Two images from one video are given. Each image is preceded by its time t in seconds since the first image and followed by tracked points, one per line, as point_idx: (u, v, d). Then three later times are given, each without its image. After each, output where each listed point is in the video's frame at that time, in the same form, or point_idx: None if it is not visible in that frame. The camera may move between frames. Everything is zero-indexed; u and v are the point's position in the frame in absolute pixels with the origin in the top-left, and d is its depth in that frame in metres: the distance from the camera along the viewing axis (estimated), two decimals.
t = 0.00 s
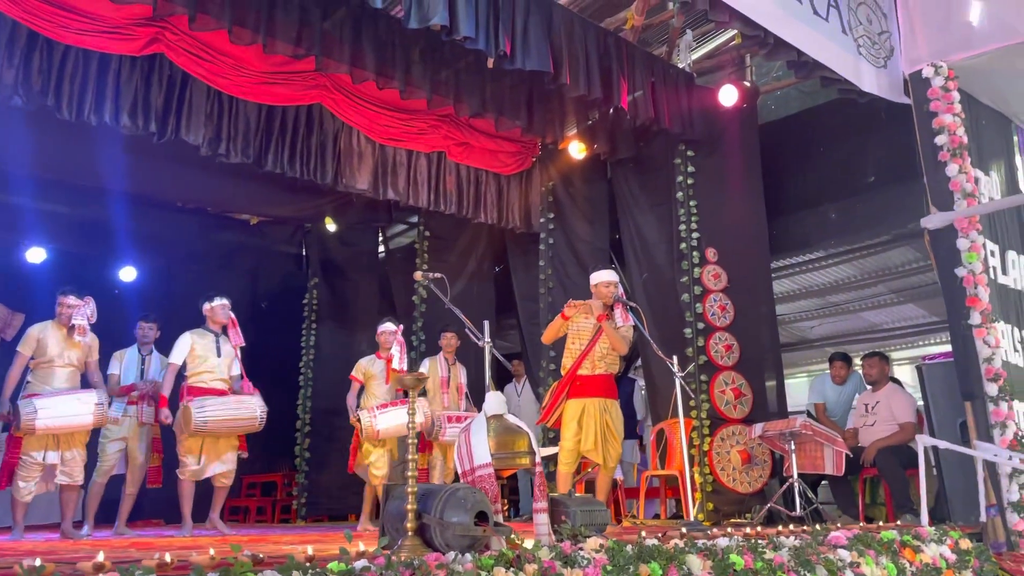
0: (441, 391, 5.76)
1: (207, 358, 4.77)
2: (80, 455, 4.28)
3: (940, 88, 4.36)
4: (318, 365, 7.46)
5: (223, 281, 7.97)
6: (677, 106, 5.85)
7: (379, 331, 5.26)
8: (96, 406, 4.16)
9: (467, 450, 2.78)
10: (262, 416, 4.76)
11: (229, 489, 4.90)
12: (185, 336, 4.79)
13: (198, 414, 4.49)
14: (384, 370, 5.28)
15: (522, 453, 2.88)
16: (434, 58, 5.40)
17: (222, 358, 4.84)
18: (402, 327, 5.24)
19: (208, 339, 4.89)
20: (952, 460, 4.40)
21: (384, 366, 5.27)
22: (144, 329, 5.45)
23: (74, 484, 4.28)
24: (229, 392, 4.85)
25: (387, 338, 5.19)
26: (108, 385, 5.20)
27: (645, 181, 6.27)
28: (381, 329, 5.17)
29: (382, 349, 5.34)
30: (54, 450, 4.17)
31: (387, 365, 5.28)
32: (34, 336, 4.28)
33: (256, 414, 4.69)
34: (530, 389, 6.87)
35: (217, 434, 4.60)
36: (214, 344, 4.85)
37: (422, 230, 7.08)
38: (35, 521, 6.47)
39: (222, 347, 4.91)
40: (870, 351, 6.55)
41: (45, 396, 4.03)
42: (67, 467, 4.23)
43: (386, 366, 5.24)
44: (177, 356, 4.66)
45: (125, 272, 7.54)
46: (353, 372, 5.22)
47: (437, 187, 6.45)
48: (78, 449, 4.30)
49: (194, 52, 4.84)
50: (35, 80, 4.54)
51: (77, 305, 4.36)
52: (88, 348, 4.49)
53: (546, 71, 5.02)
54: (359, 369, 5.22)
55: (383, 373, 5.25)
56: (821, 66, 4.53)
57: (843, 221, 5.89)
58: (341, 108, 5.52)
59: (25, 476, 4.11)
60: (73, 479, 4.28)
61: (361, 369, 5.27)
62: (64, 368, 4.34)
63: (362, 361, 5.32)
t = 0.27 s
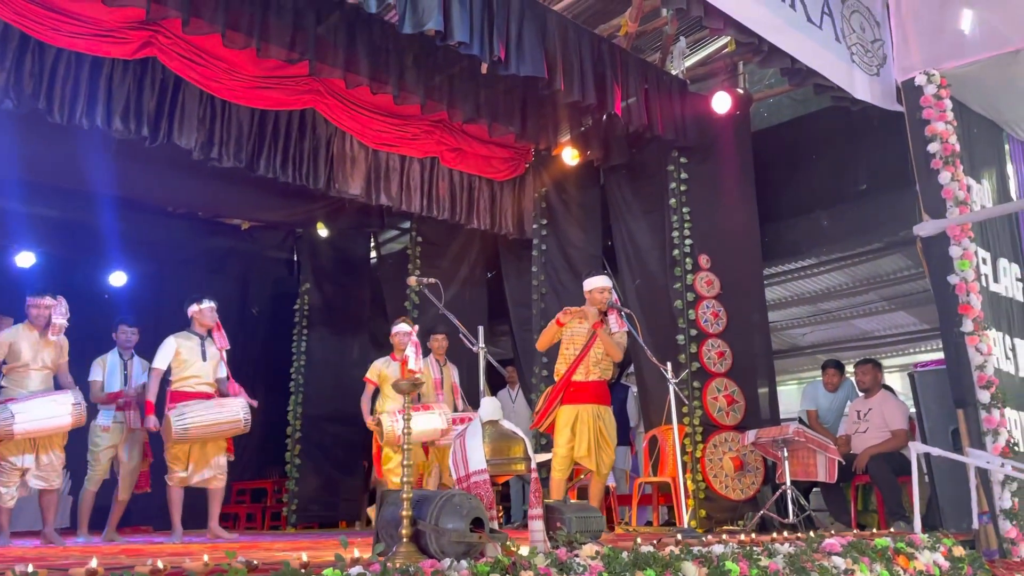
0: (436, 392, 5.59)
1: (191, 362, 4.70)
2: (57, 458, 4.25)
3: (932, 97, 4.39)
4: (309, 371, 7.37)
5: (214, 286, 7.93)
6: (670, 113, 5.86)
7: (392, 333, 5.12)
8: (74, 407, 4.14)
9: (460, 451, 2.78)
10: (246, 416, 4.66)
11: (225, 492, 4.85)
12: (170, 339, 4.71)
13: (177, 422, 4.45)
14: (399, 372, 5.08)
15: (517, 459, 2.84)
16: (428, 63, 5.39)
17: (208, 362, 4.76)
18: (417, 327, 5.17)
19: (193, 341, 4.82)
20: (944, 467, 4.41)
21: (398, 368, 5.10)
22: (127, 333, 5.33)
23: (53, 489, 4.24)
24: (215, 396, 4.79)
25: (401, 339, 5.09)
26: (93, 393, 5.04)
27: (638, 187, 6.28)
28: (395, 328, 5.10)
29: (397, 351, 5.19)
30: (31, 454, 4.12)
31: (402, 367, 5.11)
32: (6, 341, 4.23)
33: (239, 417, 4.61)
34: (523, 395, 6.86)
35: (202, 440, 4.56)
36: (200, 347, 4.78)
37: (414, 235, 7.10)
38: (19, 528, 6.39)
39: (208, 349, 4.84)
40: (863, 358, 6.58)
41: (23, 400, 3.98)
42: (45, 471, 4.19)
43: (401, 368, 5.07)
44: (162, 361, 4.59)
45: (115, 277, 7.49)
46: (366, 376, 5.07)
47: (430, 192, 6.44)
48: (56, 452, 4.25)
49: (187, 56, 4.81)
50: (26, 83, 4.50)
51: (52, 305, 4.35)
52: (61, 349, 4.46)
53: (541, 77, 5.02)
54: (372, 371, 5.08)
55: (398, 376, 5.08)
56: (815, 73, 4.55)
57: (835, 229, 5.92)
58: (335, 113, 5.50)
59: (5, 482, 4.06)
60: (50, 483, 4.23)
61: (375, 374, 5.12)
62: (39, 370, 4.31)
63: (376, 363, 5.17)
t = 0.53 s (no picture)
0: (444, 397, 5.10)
1: (193, 367, 4.69)
2: (56, 461, 4.24)
3: (931, 102, 4.39)
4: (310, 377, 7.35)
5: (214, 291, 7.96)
6: (669, 119, 5.87)
7: (410, 332, 4.79)
8: (72, 409, 4.16)
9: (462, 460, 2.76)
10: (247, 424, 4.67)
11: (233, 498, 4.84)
12: (172, 345, 4.70)
13: (176, 428, 4.47)
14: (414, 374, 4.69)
15: (517, 465, 2.89)
16: (428, 70, 5.41)
17: (209, 367, 4.75)
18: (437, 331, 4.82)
19: (195, 347, 4.80)
20: (944, 472, 4.41)
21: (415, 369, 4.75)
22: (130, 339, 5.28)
23: (49, 493, 4.22)
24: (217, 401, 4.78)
25: (418, 339, 4.76)
26: (101, 399, 5.06)
27: (638, 193, 6.29)
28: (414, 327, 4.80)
29: (412, 350, 4.85)
30: (30, 458, 4.13)
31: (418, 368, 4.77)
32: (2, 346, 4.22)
33: (239, 423, 4.61)
34: (522, 400, 6.86)
35: (203, 446, 4.57)
36: (203, 352, 4.77)
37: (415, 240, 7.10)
38: (18, 533, 6.40)
39: (210, 354, 4.83)
40: (863, 362, 6.59)
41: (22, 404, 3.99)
42: (44, 475, 4.18)
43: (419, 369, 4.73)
44: (164, 366, 4.59)
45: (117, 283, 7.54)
46: (381, 375, 4.69)
47: (431, 198, 6.46)
48: (54, 456, 4.25)
49: (188, 62, 4.83)
50: (28, 89, 4.52)
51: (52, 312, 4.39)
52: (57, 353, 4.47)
53: (540, 83, 5.04)
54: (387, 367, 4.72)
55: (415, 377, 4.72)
56: (814, 80, 4.57)
57: (833, 234, 5.93)
58: (336, 119, 5.52)
59: (4, 487, 4.06)
60: (49, 487, 4.22)
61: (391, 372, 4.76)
62: (36, 375, 4.32)
63: (392, 362, 4.81)
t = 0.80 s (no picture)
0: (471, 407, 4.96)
1: (214, 376, 4.70)
2: (57, 470, 4.30)
3: (937, 106, 4.38)
4: (319, 383, 7.37)
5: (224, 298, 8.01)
6: (675, 125, 5.87)
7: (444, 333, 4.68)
8: (77, 416, 4.22)
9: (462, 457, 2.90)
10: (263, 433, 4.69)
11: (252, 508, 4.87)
12: (195, 353, 4.74)
13: (192, 436, 4.52)
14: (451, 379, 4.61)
15: (519, 473, 2.81)
16: (434, 78, 5.44)
17: (231, 377, 4.76)
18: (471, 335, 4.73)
19: (219, 356, 4.84)
20: (954, 478, 4.37)
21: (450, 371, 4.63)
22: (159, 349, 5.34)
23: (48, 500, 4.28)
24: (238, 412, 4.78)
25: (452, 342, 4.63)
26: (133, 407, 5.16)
27: (645, 198, 6.28)
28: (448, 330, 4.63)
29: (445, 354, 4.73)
30: (34, 465, 4.18)
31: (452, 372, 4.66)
32: (10, 356, 4.27)
33: (254, 433, 4.62)
34: (530, 406, 6.84)
35: (220, 454, 4.60)
36: (225, 362, 4.78)
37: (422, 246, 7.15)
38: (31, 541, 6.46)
39: (233, 363, 4.86)
40: (871, 368, 6.59)
41: (28, 412, 4.05)
42: (45, 483, 4.24)
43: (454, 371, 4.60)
44: (183, 376, 4.62)
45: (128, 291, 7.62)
46: (415, 377, 4.57)
47: (438, 205, 6.48)
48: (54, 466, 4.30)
49: (196, 72, 4.88)
50: (39, 101, 4.58)
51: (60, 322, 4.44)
52: (64, 363, 4.53)
53: (546, 90, 5.05)
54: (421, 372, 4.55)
55: (449, 380, 4.59)
56: (819, 85, 4.56)
57: (841, 238, 5.90)
58: (343, 128, 5.55)
59: (11, 494, 4.11)
60: (48, 495, 4.28)
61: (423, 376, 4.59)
62: (43, 384, 4.37)
63: (425, 364, 4.66)
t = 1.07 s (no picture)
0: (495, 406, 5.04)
1: (246, 380, 4.75)
2: (57, 480, 4.32)
3: (949, 104, 4.33)
4: (332, 387, 7.41)
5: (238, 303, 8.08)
6: (685, 126, 5.85)
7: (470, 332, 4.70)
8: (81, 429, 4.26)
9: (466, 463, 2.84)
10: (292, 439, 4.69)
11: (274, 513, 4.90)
12: (228, 357, 4.80)
13: (221, 439, 4.56)
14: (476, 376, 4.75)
15: (523, 476, 2.89)
16: (443, 82, 5.46)
17: (262, 382, 4.80)
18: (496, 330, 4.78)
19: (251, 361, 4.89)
20: (969, 480, 4.32)
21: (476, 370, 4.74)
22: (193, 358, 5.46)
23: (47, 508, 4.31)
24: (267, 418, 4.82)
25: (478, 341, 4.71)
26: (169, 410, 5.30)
27: (655, 200, 6.27)
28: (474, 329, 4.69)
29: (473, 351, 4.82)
30: (38, 472, 4.21)
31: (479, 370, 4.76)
32: (24, 360, 4.34)
33: (283, 440, 4.63)
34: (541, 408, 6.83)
35: (248, 459, 4.61)
36: (257, 368, 4.84)
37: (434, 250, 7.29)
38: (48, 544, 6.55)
39: (264, 369, 4.90)
40: (885, 369, 6.55)
41: (35, 418, 4.12)
42: (46, 491, 4.27)
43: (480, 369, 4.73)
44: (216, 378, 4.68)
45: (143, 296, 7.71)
46: (443, 376, 4.70)
47: (448, 209, 6.51)
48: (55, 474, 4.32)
49: (206, 78, 4.92)
50: (51, 108, 4.66)
51: (72, 331, 4.50)
52: (76, 373, 4.57)
53: (554, 93, 5.05)
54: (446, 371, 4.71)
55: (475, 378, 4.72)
56: (828, 84, 4.53)
57: (854, 238, 5.84)
58: (353, 132, 5.58)
59: (17, 496, 4.13)
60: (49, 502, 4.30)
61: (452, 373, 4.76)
62: (52, 392, 4.40)
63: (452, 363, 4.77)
